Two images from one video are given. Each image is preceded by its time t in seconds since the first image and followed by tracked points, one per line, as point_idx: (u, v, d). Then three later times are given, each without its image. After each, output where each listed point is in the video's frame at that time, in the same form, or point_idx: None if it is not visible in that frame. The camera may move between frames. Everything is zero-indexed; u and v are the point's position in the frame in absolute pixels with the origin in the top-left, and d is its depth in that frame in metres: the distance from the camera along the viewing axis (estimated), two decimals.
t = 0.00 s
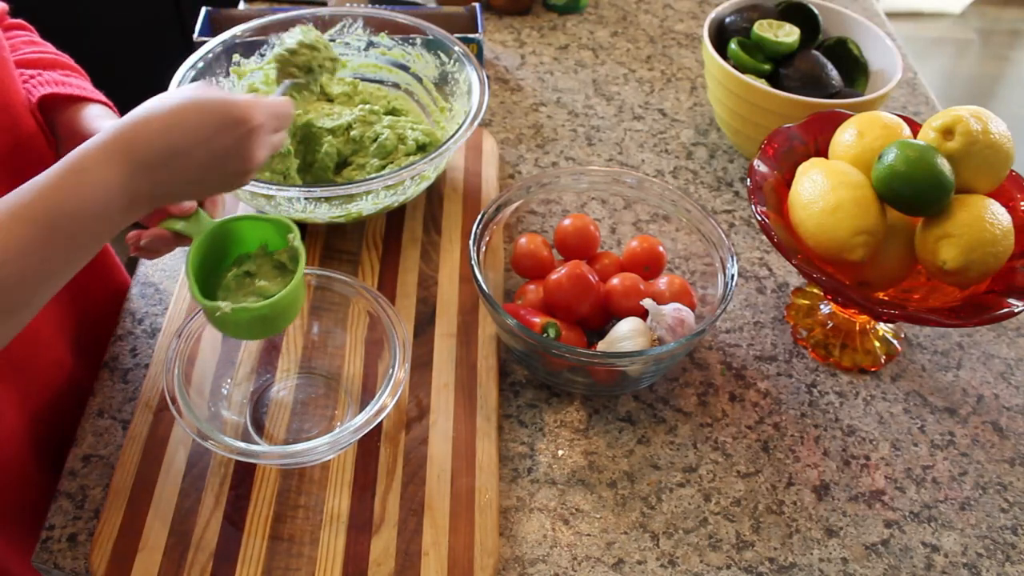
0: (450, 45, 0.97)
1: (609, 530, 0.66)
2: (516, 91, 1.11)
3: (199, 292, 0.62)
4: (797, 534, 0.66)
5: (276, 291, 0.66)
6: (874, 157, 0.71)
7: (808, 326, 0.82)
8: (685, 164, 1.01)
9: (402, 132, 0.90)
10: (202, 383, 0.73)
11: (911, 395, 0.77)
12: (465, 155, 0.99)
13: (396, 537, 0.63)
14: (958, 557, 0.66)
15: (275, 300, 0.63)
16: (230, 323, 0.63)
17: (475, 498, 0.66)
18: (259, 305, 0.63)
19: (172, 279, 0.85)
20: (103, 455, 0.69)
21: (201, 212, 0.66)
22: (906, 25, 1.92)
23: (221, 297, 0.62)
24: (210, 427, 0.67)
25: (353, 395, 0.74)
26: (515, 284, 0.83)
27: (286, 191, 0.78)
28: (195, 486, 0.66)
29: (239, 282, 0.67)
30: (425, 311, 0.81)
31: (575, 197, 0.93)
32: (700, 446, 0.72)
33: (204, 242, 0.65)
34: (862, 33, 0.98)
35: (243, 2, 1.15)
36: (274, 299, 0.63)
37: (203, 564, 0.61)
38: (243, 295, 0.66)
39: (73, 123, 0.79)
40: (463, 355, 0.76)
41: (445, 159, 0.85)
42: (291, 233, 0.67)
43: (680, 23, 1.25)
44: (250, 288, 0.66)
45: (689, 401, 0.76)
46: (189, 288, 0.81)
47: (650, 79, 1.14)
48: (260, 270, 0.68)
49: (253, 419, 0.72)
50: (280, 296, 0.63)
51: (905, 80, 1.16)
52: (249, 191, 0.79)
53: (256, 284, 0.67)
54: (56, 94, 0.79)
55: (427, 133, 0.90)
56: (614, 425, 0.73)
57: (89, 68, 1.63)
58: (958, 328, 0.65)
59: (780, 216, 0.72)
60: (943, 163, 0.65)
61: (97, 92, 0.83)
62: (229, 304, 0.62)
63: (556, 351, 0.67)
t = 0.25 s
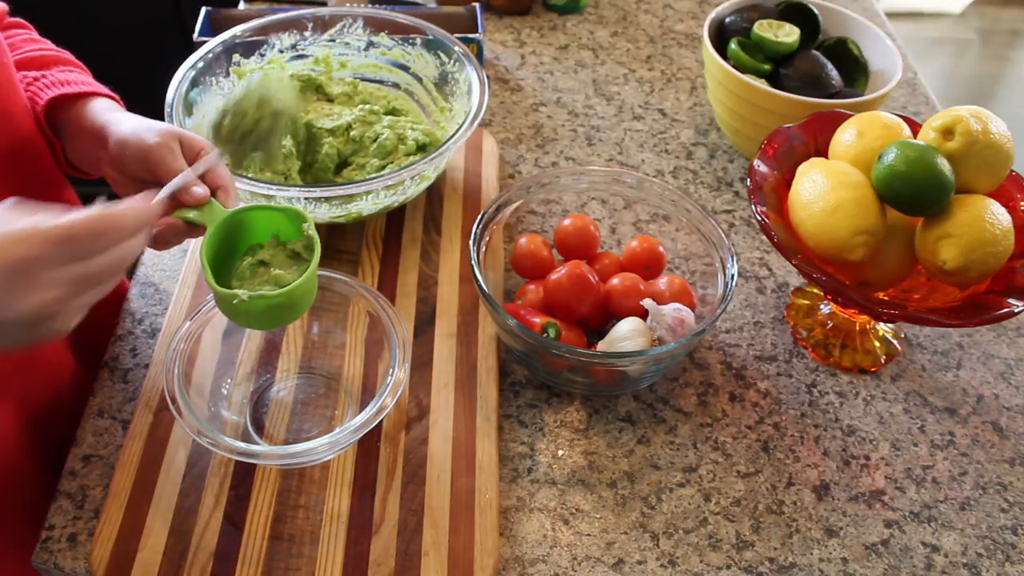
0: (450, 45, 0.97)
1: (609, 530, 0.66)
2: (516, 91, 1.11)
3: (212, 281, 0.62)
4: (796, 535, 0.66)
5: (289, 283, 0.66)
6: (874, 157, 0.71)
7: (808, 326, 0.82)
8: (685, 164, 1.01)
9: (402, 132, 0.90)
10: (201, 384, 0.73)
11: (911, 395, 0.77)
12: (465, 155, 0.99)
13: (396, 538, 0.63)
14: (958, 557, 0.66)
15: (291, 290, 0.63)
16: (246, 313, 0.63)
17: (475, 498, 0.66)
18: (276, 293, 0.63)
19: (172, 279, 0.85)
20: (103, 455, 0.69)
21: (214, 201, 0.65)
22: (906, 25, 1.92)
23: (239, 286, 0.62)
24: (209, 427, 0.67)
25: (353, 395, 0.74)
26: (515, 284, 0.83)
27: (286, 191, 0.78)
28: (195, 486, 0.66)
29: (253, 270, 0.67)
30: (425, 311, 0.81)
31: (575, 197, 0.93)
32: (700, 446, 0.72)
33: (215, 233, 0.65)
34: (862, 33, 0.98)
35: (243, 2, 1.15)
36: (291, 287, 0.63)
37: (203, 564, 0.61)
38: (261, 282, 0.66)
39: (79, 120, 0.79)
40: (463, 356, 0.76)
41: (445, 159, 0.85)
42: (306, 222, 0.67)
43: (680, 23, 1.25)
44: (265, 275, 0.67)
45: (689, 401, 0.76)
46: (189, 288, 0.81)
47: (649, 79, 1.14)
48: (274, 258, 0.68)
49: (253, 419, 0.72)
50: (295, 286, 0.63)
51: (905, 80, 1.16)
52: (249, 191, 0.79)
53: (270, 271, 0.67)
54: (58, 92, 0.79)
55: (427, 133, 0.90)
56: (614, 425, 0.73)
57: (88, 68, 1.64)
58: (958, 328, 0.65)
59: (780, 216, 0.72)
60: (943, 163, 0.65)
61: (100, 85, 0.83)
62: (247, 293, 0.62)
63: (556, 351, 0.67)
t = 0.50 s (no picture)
0: (450, 45, 0.97)
1: (609, 530, 0.66)
2: (516, 91, 1.11)
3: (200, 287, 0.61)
4: (796, 534, 0.66)
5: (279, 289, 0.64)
6: (874, 157, 0.71)
7: (808, 326, 0.82)
8: (685, 164, 1.01)
9: (402, 132, 0.90)
10: (202, 384, 0.73)
11: (911, 395, 0.77)
12: (465, 155, 0.99)
13: (396, 538, 0.63)
14: (958, 557, 0.66)
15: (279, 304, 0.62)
16: (230, 320, 0.62)
17: (476, 498, 0.66)
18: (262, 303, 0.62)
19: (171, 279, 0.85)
20: (103, 455, 0.69)
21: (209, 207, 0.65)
22: (906, 25, 1.92)
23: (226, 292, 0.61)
24: (210, 427, 0.67)
25: (353, 395, 0.74)
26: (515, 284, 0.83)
27: (287, 191, 0.78)
28: (195, 486, 0.66)
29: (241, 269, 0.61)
30: (425, 311, 0.81)
31: (575, 197, 0.93)
32: (700, 446, 0.72)
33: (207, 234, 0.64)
34: (862, 33, 0.98)
35: (243, 2, 1.15)
36: (279, 299, 0.62)
37: (203, 564, 0.61)
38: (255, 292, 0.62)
39: (78, 123, 0.79)
40: (463, 356, 0.76)
41: (445, 159, 0.85)
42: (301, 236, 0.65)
43: (680, 23, 1.25)
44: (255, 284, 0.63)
45: (689, 401, 0.76)
46: (189, 288, 0.81)
47: (649, 79, 1.14)
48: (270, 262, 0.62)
49: (253, 419, 0.72)
50: (285, 298, 0.62)
51: (905, 80, 1.16)
52: (249, 191, 0.78)
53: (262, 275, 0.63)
54: (58, 96, 0.79)
55: (427, 133, 0.90)
56: (614, 425, 0.73)
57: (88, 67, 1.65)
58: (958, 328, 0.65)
59: (780, 216, 0.72)
60: (943, 163, 0.65)
61: (105, 87, 0.82)
62: (232, 300, 0.61)
63: (556, 351, 0.67)
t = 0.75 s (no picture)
0: (450, 46, 0.97)
1: (609, 530, 0.66)
2: (516, 91, 1.11)
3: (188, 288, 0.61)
4: (796, 535, 0.66)
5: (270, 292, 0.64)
6: (874, 157, 0.71)
7: (808, 326, 0.82)
8: (685, 164, 1.01)
9: (402, 132, 0.90)
10: (202, 384, 0.73)
11: (911, 395, 0.77)
12: (465, 155, 0.99)
13: (396, 538, 0.63)
14: (958, 557, 0.66)
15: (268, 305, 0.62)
16: (218, 321, 0.61)
17: (476, 498, 0.66)
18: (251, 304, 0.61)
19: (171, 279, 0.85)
20: (103, 455, 0.69)
21: (201, 212, 0.65)
22: (906, 25, 1.92)
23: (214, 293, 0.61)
24: (210, 427, 0.67)
25: (353, 395, 0.74)
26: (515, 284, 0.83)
27: (287, 191, 0.78)
28: (195, 486, 0.66)
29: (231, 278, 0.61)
30: (425, 311, 0.81)
31: (575, 197, 0.93)
32: (700, 446, 0.72)
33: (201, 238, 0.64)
34: (862, 33, 0.98)
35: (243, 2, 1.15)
36: (268, 300, 0.62)
37: (203, 564, 0.61)
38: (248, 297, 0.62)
39: (74, 127, 0.79)
40: (463, 356, 0.76)
41: (445, 159, 0.85)
42: (295, 241, 0.66)
43: (680, 23, 1.25)
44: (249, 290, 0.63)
45: (689, 401, 0.76)
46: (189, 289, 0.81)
47: (650, 79, 1.14)
48: (262, 265, 0.62)
49: (253, 419, 0.72)
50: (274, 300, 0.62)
51: (905, 80, 1.16)
52: (249, 190, 0.78)
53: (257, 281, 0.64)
54: (57, 100, 0.79)
55: (427, 133, 0.90)
56: (614, 425, 0.73)
57: (89, 68, 1.65)
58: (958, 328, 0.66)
59: (780, 216, 0.72)
60: (943, 163, 0.65)
61: (104, 92, 0.82)
62: (220, 301, 0.60)
63: (556, 351, 0.67)
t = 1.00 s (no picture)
0: (450, 46, 0.97)
1: (609, 530, 0.66)
2: (516, 91, 1.11)
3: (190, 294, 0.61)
4: (796, 534, 0.66)
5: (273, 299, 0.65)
6: (874, 157, 0.71)
7: (808, 326, 0.82)
8: (685, 164, 1.01)
9: (402, 132, 0.90)
10: (202, 383, 0.73)
11: (911, 395, 0.77)
12: (465, 155, 0.99)
13: (396, 538, 0.63)
14: (958, 557, 0.66)
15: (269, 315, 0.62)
16: (221, 328, 0.62)
17: (476, 498, 0.66)
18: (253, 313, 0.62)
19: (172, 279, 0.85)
20: (103, 455, 0.69)
21: (203, 215, 0.65)
22: (906, 25, 1.92)
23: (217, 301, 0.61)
24: (210, 427, 0.67)
25: (353, 395, 0.74)
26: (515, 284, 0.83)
27: (286, 191, 0.78)
28: (195, 486, 0.66)
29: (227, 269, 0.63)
30: (425, 311, 0.81)
31: (575, 197, 0.93)
32: (700, 446, 0.72)
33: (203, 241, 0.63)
34: (862, 34, 0.98)
35: (243, 2, 1.15)
36: (270, 308, 0.62)
37: (203, 564, 0.61)
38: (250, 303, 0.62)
39: (77, 130, 0.79)
40: (463, 356, 0.76)
41: (445, 159, 0.85)
42: (296, 247, 0.66)
43: (680, 23, 1.25)
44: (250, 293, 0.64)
45: (689, 401, 0.76)
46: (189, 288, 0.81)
47: (649, 79, 1.14)
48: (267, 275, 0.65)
49: (253, 418, 0.72)
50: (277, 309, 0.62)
51: (905, 80, 1.16)
52: (248, 190, 0.78)
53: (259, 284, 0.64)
54: (58, 98, 0.79)
55: (427, 133, 0.90)
56: (614, 425, 0.73)
57: (89, 67, 1.66)
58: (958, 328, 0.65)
59: (780, 216, 0.72)
60: (943, 163, 0.65)
61: (105, 91, 0.82)
62: (223, 309, 0.61)
63: (556, 351, 0.67)
